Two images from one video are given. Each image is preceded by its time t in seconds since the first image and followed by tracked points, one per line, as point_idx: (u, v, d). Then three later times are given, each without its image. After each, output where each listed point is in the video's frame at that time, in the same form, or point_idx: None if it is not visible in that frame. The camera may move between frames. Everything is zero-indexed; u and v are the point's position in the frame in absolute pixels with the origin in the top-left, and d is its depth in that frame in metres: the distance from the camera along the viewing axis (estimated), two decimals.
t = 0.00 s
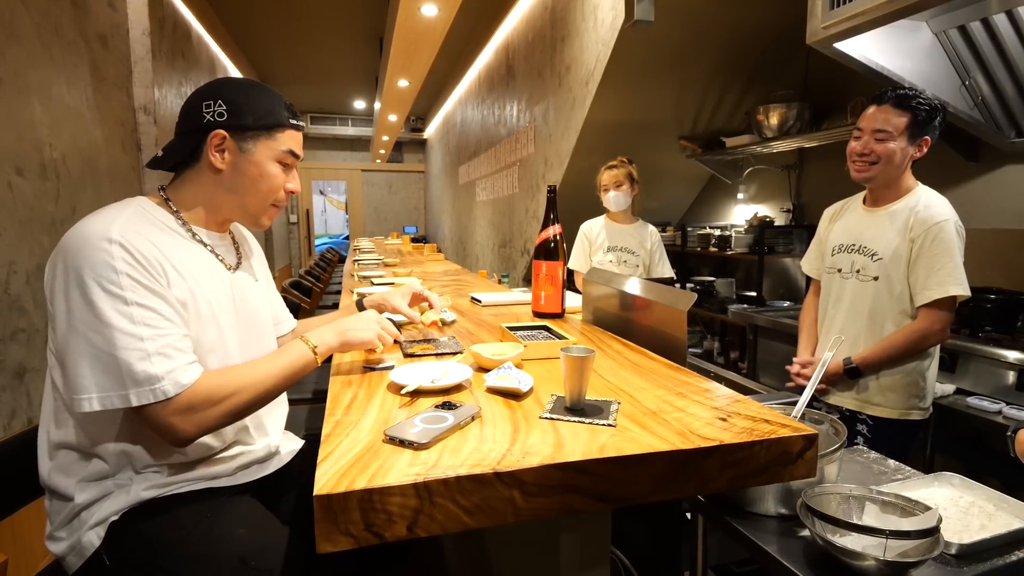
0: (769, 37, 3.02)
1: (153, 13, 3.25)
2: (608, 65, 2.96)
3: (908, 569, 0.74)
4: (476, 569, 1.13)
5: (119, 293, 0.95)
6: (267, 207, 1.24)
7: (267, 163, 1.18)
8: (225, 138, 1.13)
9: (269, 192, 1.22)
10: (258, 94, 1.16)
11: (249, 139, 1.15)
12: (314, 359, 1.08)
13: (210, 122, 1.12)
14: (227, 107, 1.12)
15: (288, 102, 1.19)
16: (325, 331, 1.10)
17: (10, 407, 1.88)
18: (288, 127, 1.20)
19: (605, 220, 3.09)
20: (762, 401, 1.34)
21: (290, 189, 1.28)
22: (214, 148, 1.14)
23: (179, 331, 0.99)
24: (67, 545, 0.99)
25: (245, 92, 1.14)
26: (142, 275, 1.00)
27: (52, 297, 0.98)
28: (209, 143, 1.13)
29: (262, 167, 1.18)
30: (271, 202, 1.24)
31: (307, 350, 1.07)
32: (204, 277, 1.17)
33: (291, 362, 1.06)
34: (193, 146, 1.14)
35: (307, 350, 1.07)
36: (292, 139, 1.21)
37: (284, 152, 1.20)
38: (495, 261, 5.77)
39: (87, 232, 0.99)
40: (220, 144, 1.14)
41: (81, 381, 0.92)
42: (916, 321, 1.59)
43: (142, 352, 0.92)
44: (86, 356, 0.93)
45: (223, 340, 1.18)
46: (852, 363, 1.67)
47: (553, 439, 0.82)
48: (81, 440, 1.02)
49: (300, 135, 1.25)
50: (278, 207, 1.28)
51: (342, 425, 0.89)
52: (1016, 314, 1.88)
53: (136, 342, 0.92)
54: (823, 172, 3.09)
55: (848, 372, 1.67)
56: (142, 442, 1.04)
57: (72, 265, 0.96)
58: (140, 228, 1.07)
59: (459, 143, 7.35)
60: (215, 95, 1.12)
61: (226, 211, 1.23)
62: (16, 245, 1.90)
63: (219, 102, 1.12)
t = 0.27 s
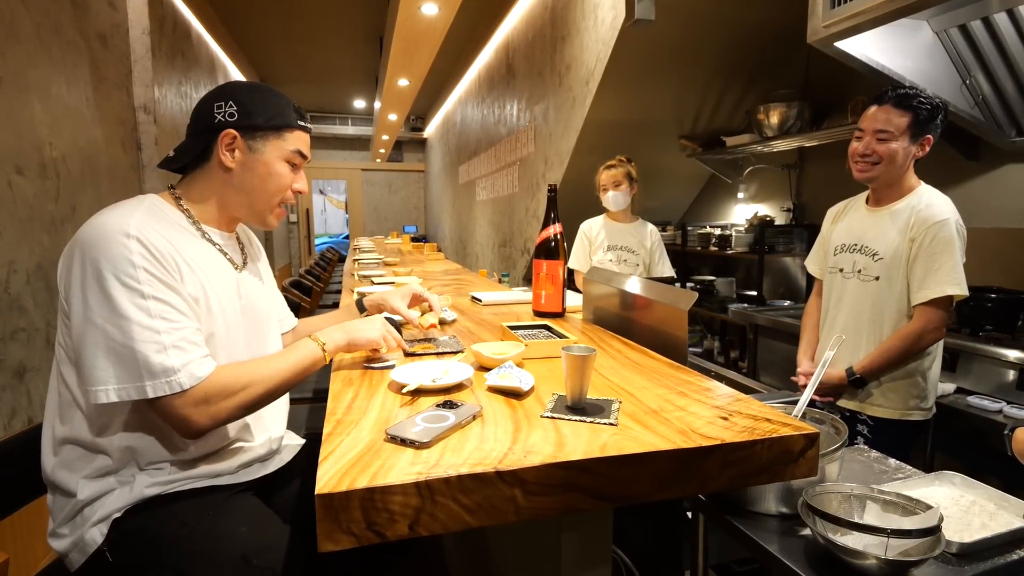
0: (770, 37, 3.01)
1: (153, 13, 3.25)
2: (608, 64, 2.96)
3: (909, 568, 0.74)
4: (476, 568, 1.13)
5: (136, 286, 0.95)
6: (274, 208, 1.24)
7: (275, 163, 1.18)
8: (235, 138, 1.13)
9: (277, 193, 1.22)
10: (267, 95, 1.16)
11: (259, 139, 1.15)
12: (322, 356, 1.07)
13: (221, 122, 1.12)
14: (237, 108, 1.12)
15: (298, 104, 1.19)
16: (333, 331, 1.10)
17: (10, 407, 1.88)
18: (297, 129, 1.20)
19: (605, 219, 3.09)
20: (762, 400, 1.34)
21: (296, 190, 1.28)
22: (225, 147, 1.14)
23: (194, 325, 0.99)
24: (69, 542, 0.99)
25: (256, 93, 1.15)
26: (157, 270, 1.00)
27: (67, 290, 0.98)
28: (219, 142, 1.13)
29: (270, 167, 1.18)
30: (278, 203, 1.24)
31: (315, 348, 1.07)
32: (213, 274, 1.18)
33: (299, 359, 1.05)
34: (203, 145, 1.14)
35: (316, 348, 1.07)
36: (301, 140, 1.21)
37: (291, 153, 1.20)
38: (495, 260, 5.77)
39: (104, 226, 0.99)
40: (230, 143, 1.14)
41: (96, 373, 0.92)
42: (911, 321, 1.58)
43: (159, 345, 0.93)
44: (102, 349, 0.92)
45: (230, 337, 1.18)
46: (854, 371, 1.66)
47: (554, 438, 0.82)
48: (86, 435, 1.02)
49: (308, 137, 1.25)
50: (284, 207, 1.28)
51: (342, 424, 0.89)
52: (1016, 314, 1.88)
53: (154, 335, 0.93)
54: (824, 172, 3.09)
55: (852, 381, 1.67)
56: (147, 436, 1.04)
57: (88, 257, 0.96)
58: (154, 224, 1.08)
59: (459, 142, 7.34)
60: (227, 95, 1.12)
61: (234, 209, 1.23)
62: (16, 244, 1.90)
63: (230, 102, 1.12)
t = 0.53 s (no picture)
0: (770, 36, 3.01)
1: (154, 12, 3.25)
2: (608, 64, 2.96)
3: (910, 568, 0.74)
4: (476, 568, 1.13)
5: (134, 285, 0.95)
6: (272, 205, 1.22)
7: (267, 157, 1.17)
8: (225, 133, 1.13)
9: (271, 189, 1.20)
10: (260, 93, 1.16)
11: (249, 134, 1.14)
12: (317, 348, 1.07)
13: (211, 118, 1.12)
14: (228, 105, 1.13)
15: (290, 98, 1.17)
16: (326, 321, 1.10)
17: (10, 407, 1.88)
18: (288, 123, 1.19)
19: (605, 219, 3.09)
20: (762, 399, 1.34)
21: (296, 187, 1.25)
22: (216, 143, 1.14)
23: (191, 325, 0.99)
24: (69, 541, 0.99)
25: (247, 90, 1.15)
26: (155, 269, 1.00)
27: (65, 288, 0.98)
28: (210, 138, 1.13)
29: (259, 161, 1.16)
30: (275, 200, 1.22)
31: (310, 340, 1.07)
32: (211, 273, 1.18)
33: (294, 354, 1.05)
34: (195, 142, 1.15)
35: (311, 341, 1.07)
36: (293, 134, 1.19)
37: (282, 146, 1.18)
38: (495, 260, 5.77)
39: (103, 224, 0.99)
40: (221, 139, 1.14)
41: (92, 372, 0.91)
42: (912, 321, 1.58)
43: (155, 344, 0.93)
44: (98, 347, 0.92)
45: (228, 336, 1.18)
46: (854, 372, 1.66)
47: (555, 438, 0.82)
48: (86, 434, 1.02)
49: (304, 132, 1.23)
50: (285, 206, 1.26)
51: (342, 424, 0.89)
52: (1016, 313, 1.88)
53: (150, 334, 0.93)
54: (824, 171, 3.09)
55: (852, 381, 1.67)
56: (147, 435, 1.05)
57: (87, 256, 0.96)
58: (153, 224, 1.08)
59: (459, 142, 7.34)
60: (216, 93, 1.13)
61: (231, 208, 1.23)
62: (16, 244, 1.90)
63: (222, 101, 1.14)
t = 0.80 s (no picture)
0: (771, 36, 3.01)
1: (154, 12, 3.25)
2: (608, 63, 2.96)
3: (910, 567, 0.74)
4: (477, 567, 1.13)
5: (135, 281, 0.95)
6: (233, 180, 1.16)
7: (218, 132, 1.13)
8: (189, 125, 1.16)
9: (226, 161, 1.14)
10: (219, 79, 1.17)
11: (203, 115, 1.14)
12: (309, 328, 1.03)
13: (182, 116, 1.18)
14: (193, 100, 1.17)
15: (241, 72, 1.15)
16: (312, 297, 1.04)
17: (11, 406, 1.88)
18: (239, 94, 1.15)
19: (605, 219, 3.09)
20: (762, 399, 1.34)
21: (258, 159, 1.16)
22: (187, 137, 1.18)
23: (191, 321, 0.99)
24: (71, 540, 0.98)
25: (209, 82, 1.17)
26: (157, 267, 1.00)
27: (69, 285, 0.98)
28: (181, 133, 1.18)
29: (211, 137, 1.13)
30: (233, 172, 1.14)
31: (300, 321, 1.02)
32: (213, 272, 1.17)
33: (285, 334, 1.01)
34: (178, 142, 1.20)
35: (301, 322, 1.02)
36: (246, 104, 1.14)
37: (230, 116, 1.13)
38: (495, 260, 5.77)
39: (107, 221, 0.99)
40: (189, 131, 1.17)
41: (94, 368, 0.91)
42: (913, 321, 1.58)
43: (155, 340, 0.92)
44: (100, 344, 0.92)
45: (230, 335, 1.18)
46: (854, 372, 1.66)
47: (556, 438, 0.82)
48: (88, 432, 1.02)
49: (264, 104, 1.18)
50: (254, 183, 1.18)
51: (344, 423, 0.89)
52: (1017, 313, 1.88)
53: (150, 330, 0.92)
54: (824, 171, 3.09)
55: (852, 381, 1.67)
56: (149, 434, 1.05)
57: (90, 253, 0.96)
58: (157, 222, 1.08)
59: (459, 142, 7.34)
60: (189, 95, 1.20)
61: (209, 197, 1.20)
62: (16, 244, 1.90)
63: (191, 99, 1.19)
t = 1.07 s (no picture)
0: (771, 35, 3.01)
1: (154, 12, 3.25)
2: (609, 63, 2.96)
3: (910, 567, 0.74)
4: (477, 567, 1.13)
5: (119, 293, 0.95)
6: (232, 198, 1.15)
7: (227, 149, 1.12)
8: (201, 131, 1.16)
9: (229, 179, 1.13)
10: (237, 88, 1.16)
11: (215, 126, 1.13)
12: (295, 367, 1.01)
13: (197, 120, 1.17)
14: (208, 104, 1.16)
15: (259, 90, 1.13)
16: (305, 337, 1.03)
17: (11, 406, 1.88)
18: (254, 112, 1.13)
19: (605, 218, 3.09)
20: (763, 399, 1.34)
21: (264, 181, 1.16)
22: (198, 143, 1.18)
23: (171, 338, 0.98)
24: (70, 541, 0.98)
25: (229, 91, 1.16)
26: (144, 278, 0.99)
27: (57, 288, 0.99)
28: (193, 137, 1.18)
29: (220, 153, 1.13)
30: (234, 191, 1.14)
31: (287, 359, 1.01)
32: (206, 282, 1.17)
33: (269, 372, 1.00)
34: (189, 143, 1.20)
35: (286, 358, 1.01)
36: (259, 124, 1.13)
37: (242, 135, 1.12)
38: (496, 260, 5.78)
39: (100, 228, 1.00)
40: (201, 137, 1.17)
41: (67, 377, 0.91)
42: (912, 320, 1.58)
43: (128, 355, 0.91)
44: (76, 352, 0.92)
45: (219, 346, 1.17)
46: (854, 372, 1.66)
47: (556, 437, 0.83)
48: (89, 434, 1.02)
49: (278, 124, 1.16)
50: (255, 203, 1.18)
51: (345, 423, 0.89)
52: (1017, 313, 1.88)
53: (124, 344, 0.91)
54: (824, 171, 3.09)
55: (852, 381, 1.66)
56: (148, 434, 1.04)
57: (80, 258, 0.96)
58: (152, 230, 1.08)
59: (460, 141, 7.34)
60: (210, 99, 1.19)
61: (208, 208, 1.20)
62: (16, 244, 1.90)
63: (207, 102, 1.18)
